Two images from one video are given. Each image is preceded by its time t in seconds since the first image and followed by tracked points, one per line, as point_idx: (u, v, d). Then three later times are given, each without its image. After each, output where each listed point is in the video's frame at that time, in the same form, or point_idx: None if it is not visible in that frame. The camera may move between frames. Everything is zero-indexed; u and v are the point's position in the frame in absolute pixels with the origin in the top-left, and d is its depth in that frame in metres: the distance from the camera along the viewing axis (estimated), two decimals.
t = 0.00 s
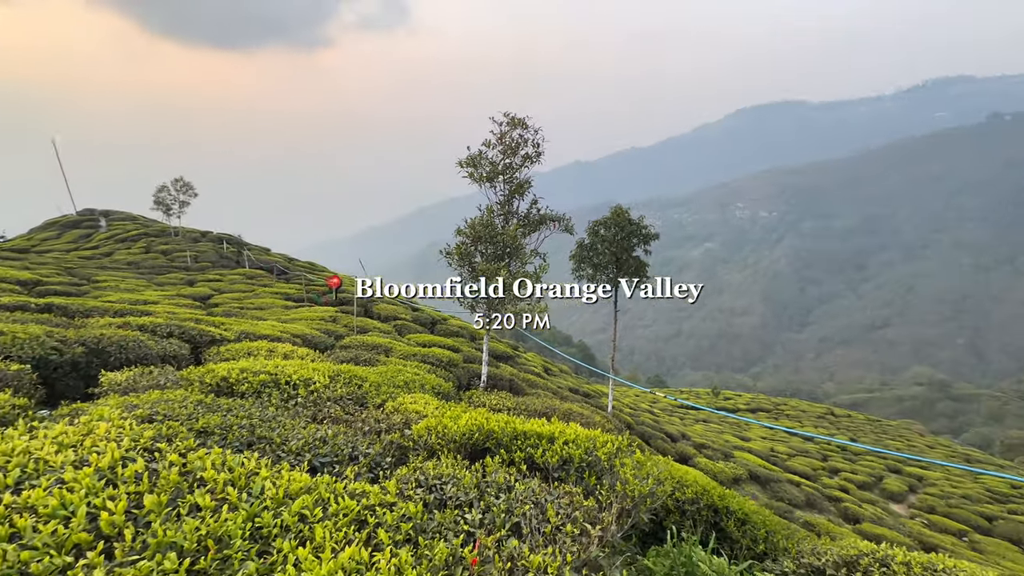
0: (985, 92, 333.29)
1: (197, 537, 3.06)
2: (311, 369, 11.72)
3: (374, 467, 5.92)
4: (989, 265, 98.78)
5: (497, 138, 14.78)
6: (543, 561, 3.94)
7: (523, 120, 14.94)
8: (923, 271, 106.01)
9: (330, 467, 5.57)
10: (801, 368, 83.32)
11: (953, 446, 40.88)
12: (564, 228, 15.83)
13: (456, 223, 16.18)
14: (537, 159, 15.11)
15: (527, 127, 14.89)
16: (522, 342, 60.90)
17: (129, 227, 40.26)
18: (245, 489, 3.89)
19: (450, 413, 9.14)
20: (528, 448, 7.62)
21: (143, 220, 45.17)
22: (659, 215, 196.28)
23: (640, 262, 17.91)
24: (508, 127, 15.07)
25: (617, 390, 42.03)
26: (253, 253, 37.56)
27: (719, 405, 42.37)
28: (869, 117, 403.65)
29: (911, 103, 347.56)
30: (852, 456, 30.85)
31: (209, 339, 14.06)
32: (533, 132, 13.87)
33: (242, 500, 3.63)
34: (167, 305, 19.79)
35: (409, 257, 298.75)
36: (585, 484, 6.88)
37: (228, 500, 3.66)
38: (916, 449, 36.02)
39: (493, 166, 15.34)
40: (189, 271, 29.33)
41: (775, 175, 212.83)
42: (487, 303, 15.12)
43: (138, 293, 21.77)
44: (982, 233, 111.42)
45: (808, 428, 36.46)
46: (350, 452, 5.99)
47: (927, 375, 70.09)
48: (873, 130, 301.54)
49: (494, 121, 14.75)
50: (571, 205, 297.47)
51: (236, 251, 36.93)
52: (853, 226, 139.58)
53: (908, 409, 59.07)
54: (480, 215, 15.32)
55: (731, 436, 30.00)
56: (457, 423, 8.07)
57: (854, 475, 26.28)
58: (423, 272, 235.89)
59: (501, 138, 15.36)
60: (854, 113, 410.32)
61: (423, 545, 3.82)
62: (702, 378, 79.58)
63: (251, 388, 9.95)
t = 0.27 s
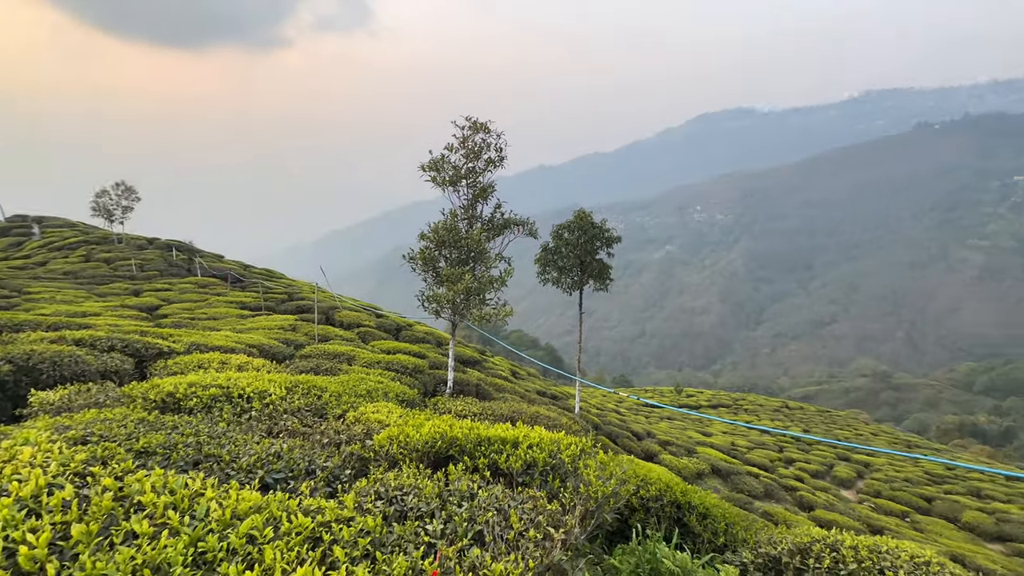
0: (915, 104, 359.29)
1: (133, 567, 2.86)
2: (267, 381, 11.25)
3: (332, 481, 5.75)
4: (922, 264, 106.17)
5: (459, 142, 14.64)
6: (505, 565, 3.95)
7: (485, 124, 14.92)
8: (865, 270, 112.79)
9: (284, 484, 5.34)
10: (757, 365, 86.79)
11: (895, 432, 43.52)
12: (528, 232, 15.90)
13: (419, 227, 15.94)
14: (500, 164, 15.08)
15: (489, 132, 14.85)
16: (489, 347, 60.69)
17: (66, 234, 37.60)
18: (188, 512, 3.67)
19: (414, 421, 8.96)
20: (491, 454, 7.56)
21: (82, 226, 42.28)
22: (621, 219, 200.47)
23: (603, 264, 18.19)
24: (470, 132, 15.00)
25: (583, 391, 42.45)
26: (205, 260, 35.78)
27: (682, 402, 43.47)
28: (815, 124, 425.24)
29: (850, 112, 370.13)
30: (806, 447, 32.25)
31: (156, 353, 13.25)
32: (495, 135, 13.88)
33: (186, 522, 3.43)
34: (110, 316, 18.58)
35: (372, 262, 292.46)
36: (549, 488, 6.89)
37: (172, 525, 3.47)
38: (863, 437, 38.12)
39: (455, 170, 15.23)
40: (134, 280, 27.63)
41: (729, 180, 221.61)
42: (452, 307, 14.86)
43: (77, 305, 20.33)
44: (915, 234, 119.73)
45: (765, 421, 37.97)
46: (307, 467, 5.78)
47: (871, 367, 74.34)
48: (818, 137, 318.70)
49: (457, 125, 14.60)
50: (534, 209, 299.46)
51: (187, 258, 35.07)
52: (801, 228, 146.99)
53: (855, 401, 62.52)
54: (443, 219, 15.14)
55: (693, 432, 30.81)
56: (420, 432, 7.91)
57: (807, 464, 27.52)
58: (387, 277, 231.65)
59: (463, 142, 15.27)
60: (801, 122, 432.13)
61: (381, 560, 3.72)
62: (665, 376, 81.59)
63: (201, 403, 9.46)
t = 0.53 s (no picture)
0: (861, 112, 379.78)
1: None
2: (225, 391, 10.79)
3: (294, 493, 5.58)
4: (871, 262, 112.11)
5: (426, 144, 14.50)
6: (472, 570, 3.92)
7: (452, 126, 14.86)
8: (819, 268, 118.21)
9: (242, 499, 5.14)
10: (721, 362, 89.57)
11: (849, 423, 45.72)
12: (496, 235, 15.90)
13: (386, 231, 15.66)
14: (468, 166, 15.01)
15: (456, 135, 14.78)
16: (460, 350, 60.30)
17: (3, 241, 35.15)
18: (135, 533, 3.48)
19: (381, 428, 8.78)
20: (460, 459, 7.48)
21: (22, 233, 39.62)
22: (588, 221, 203.14)
23: (572, 266, 18.37)
24: (437, 134, 14.92)
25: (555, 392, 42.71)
26: (159, 267, 34.12)
27: (650, 400, 44.28)
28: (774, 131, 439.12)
29: (804, 119, 387.16)
30: (768, 440, 33.37)
31: (104, 366, 12.50)
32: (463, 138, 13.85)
33: (132, 545, 3.24)
34: (55, 329, 17.50)
35: (339, 267, 285.70)
36: (518, 490, 6.87)
37: (118, 549, 3.29)
38: (821, 428, 39.85)
39: (422, 173, 15.09)
40: (80, 290, 26.06)
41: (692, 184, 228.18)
42: (421, 312, 14.63)
43: (17, 318, 19.03)
44: (864, 234, 126.40)
45: (730, 416, 39.16)
46: (268, 480, 5.59)
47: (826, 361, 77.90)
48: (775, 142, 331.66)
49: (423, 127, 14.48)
50: (503, 212, 300.02)
51: (139, 265, 33.34)
52: (759, 229, 152.71)
53: (812, 394, 65.36)
54: (411, 222, 14.92)
55: (661, 430, 31.39)
56: (386, 439, 7.76)
57: (769, 456, 28.56)
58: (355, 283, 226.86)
59: (430, 145, 15.15)
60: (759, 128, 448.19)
61: None
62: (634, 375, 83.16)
63: (153, 417, 9.00)
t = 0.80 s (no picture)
0: (817, 117, 396.83)
1: None
2: (183, 402, 10.35)
3: (257, 505, 5.42)
4: (827, 260, 117.28)
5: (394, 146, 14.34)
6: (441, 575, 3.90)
7: (420, 128, 14.74)
8: (779, 266, 122.83)
9: (202, 514, 4.93)
10: (688, 359, 91.84)
11: (810, 414, 47.65)
12: (467, 236, 15.83)
13: (354, 234, 15.37)
14: (437, 168, 14.91)
15: (425, 136, 14.68)
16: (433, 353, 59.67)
17: None
18: (82, 556, 3.30)
19: (350, 435, 8.59)
20: (430, 463, 7.40)
21: None
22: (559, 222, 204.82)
23: (543, 267, 18.46)
24: (406, 135, 14.76)
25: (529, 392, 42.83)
26: (112, 272, 32.43)
27: (622, 397, 44.93)
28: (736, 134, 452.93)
29: (764, 123, 401.55)
30: (735, 433, 34.38)
31: (50, 379, 11.80)
32: (431, 139, 13.76)
33: (80, 568, 3.09)
34: None
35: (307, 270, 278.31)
36: (489, 492, 6.85)
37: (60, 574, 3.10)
38: (784, 420, 41.39)
39: (390, 174, 14.88)
40: (24, 298, 24.50)
41: (658, 185, 233.27)
42: (391, 314, 14.43)
43: None
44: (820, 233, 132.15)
45: (698, 411, 40.20)
46: (230, 493, 5.40)
47: (787, 355, 81.03)
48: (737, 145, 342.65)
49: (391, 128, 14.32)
50: (474, 213, 299.02)
51: (90, 271, 31.63)
52: (722, 229, 157.43)
53: (775, 387, 67.83)
54: (380, 224, 14.69)
55: (633, 426, 31.87)
56: (354, 446, 7.60)
57: (736, 448, 29.43)
58: (324, 286, 221.59)
59: (399, 146, 14.97)
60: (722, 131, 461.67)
61: None
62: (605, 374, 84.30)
63: (103, 432, 8.52)
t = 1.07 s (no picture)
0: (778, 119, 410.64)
1: None
2: (138, 412, 9.87)
3: (217, 516, 5.23)
4: (788, 256, 121.84)
5: (360, 145, 14.07)
6: None
7: (389, 126, 14.52)
8: (743, 262, 126.85)
9: (155, 528, 4.71)
10: (659, 355, 93.81)
11: (774, 405, 49.40)
12: (437, 236, 15.68)
13: (321, 234, 15.01)
14: (405, 167, 14.70)
15: (393, 135, 14.49)
16: (406, 355, 58.87)
17: None
18: None
19: (318, 440, 8.37)
20: (400, 466, 7.28)
21: None
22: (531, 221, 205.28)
23: (516, 266, 18.45)
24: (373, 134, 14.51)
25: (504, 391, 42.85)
26: (61, 278, 30.63)
27: (595, 394, 45.45)
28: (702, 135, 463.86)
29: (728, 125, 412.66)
30: (705, 425, 35.28)
31: None
32: (400, 138, 13.55)
33: None
34: None
35: (273, 271, 269.48)
36: (459, 493, 6.81)
37: None
38: (750, 412, 42.79)
39: (357, 174, 14.60)
40: None
41: (627, 185, 237.22)
42: (361, 316, 14.18)
43: None
44: (781, 231, 137.15)
45: (669, 405, 41.10)
46: (189, 505, 5.19)
47: (753, 349, 83.83)
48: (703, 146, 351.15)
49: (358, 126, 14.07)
50: (446, 213, 296.46)
51: (37, 276, 29.80)
52: (689, 227, 161.44)
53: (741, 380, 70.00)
54: (347, 224, 14.39)
55: (606, 422, 32.27)
56: (320, 451, 7.42)
57: (706, 440, 30.23)
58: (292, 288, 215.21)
59: (366, 145, 14.70)
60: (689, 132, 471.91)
61: None
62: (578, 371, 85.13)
63: (47, 447, 8.04)
